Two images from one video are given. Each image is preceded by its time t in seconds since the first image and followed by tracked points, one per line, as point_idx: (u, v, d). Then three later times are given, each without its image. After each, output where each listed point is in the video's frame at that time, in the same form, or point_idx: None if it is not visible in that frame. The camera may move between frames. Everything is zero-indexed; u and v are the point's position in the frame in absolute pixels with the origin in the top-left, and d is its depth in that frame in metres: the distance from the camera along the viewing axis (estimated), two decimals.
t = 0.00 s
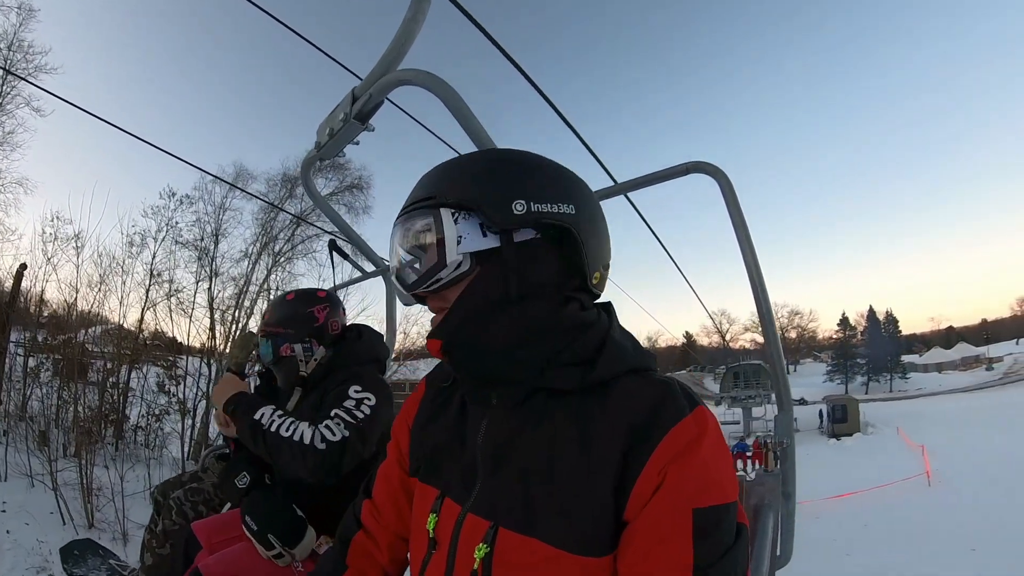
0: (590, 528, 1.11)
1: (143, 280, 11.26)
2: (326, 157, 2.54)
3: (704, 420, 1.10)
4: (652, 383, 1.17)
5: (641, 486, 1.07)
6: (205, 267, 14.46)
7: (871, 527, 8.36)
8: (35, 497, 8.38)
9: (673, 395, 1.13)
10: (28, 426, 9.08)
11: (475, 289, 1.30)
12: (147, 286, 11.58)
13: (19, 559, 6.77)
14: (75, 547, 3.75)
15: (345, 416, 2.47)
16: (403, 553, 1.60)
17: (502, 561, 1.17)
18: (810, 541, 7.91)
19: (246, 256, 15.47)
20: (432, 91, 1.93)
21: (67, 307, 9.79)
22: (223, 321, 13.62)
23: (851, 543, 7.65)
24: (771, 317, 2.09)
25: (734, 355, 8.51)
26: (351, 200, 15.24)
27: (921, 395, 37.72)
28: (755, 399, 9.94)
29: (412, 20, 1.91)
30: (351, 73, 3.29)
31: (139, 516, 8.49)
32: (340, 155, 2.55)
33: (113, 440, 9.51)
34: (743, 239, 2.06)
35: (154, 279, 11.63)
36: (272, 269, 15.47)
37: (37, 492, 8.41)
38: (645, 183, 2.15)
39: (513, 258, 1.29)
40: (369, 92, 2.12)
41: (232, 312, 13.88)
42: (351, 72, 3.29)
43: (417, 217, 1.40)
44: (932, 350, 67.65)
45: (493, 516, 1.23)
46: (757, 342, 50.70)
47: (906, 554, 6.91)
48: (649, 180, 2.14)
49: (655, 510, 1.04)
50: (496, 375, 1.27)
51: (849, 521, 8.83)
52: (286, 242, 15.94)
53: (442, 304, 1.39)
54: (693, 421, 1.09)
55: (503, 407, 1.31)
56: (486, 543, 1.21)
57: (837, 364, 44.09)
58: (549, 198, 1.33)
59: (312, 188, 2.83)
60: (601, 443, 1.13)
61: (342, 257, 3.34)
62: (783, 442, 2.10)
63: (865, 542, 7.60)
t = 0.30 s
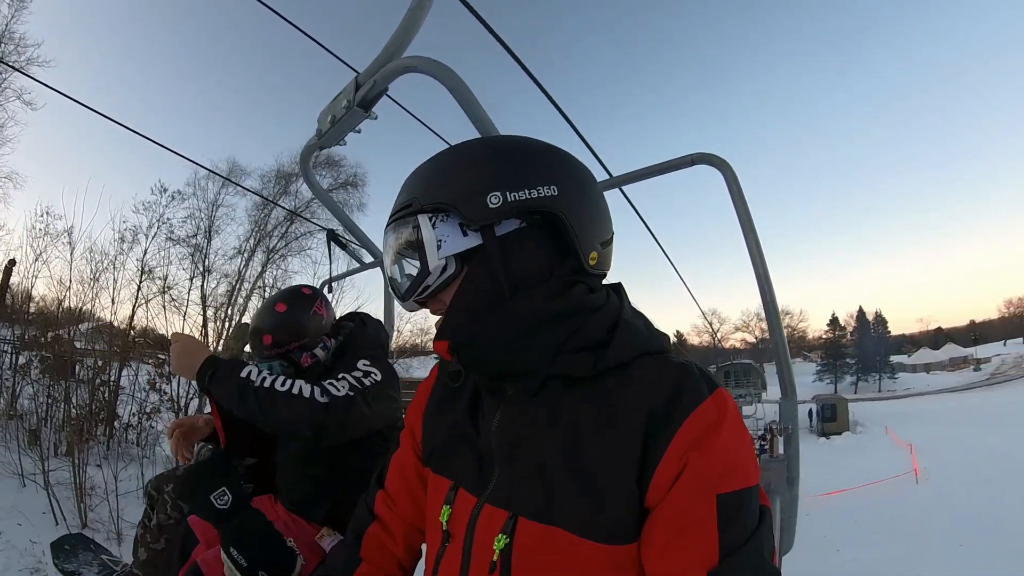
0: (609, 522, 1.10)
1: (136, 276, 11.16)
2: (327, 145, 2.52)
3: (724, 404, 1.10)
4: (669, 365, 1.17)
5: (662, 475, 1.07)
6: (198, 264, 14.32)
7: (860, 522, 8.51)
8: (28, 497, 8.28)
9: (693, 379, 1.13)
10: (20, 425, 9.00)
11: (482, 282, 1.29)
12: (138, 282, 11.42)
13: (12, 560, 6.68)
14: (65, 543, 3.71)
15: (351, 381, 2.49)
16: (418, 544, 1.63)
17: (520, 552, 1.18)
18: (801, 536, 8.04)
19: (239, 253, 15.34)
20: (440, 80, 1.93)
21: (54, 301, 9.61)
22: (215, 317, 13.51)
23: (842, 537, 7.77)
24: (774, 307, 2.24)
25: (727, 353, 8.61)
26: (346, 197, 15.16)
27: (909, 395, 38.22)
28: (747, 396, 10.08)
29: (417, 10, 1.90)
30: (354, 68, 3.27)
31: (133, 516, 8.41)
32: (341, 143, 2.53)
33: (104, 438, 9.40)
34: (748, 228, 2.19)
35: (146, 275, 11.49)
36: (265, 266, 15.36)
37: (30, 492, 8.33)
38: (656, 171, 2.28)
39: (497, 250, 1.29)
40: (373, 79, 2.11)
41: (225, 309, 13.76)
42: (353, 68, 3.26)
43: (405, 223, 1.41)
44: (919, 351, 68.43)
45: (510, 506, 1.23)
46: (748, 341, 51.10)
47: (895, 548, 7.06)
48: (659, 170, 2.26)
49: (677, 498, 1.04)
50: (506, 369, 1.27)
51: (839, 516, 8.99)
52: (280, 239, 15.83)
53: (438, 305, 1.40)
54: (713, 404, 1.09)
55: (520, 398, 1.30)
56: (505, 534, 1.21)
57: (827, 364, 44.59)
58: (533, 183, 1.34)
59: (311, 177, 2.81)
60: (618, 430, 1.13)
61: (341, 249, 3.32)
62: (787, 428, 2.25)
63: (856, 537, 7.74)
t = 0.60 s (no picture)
0: (626, 498, 1.11)
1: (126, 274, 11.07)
2: (332, 131, 2.50)
3: (734, 371, 1.10)
4: (677, 335, 1.17)
5: (675, 447, 1.07)
6: (189, 261, 14.16)
7: (851, 518, 8.65)
8: (19, 497, 8.24)
9: (701, 350, 1.13)
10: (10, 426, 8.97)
11: (490, 264, 1.29)
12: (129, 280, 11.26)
13: (5, 563, 6.58)
14: (56, 534, 3.67)
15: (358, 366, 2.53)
16: (429, 523, 1.64)
17: (533, 528, 1.20)
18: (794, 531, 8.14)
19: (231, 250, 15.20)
20: (453, 67, 1.99)
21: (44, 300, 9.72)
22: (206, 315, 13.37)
23: (835, 533, 7.89)
24: (779, 293, 2.40)
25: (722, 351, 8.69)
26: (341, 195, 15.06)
27: (897, 395, 38.68)
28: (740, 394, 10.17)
29: None
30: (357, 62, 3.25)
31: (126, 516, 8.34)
32: (348, 130, 2.52)
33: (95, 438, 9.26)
34: (753, 219, 2.35)
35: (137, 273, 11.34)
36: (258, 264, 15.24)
37: (21, 492, 8.30)
38: (665, 160, 2.42)
39: (504, 233, 1.29)
40: (384, 65, 2.11)
41: (218, 308, 13.64)
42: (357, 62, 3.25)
43: (405, 208, 1.41)
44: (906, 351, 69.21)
45: (520, 484, 1.24)
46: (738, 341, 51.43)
47: (886, 544, 7.18)
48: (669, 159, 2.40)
49: (693, 470, 1.04)
50: (514, 347, 1.27)
51: (831, 512, 9.12)
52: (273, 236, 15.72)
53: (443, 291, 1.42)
54: (722, 373, 1.09)
55: (528, 375, 1.30)
56: (516, 512, 1.23)
57: (817, 364, 45.02)
58: (535, 160, 1.34)
59: (314, 163, 2.78)
60: (630, 402, 1.14)
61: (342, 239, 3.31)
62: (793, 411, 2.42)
63: (848, 532, 7.87)
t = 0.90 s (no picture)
0: (607, 493, 1.11)
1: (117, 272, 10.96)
2: (327, 126, 2.48)
3: (715, 366, 1.11)
4: (654, 330, 1.18)
5: (655, 441, 1.08)
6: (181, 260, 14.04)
7: (840, 517, 8.77)
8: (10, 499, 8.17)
9: (682, 346, 1.14)
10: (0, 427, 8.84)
11: (467, 256, 1.29)
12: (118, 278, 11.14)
13: None
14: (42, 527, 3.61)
15: (347, 375, 2.48)
16: (413, 518, 1.62)
17: (514, 523, 1.20)
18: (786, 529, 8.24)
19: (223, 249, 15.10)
20: (450, 64, 1.98)
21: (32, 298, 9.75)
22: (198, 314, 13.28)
23: (825, 531, 7.99)
24: (769, 292, 2.42)
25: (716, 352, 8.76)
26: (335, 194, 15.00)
27: (885, 396, 39.17)
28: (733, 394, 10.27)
29: None
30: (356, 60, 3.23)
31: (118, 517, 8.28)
32: (342, 125, 2.51)
33: (86, 439, 9.16)
34: (744, 219, 2.37)
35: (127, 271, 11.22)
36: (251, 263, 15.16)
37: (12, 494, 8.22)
38: (657, 160, 2.43)
39: (480, 224, 1.29)
40: (381, 61, 2.10)
41: (210, 307, 13.53)
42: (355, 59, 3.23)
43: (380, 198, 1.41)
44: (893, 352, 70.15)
45: (500, 479, 1.24)
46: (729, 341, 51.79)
47: (876, 542, 7.29)
48: (660, 159, 2.41)
49: (675, 466, 1.04)
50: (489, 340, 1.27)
51: (821, 511, 9.24)
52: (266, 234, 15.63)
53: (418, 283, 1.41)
54: (703, 368, 1.10)
55: (507, 369, 1.31)
56: (496, 507, 1.23)
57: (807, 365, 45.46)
58: (513, 150, 1.34)
59: (309, 159, 2.76)
60: (608, 396, 1.15)
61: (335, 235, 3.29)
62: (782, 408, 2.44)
63: (838, 531, 7.98)
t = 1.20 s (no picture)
0: (586, 503, 1.12)
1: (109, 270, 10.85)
2: (316, 125, 2.47)
3: (696, 378, 1.14)
4: (640, 343, 1.22)
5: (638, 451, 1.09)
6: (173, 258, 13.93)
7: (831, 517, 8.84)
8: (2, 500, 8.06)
9: (665, 359, 1.16)
10: None
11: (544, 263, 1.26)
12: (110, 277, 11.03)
13: None
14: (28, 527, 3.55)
15: (338, 394, 2.40)
16: (394, 529, 1.62)
17: (493, 534, 1.20)
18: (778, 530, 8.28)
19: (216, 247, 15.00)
20: (437, 63, 1.98)
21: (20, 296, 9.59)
22: (191, 313, 13.18)
23: (817, 531, 8.05)
24: (757, 297, 2.43)
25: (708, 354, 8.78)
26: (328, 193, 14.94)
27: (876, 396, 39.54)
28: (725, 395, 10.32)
29: None
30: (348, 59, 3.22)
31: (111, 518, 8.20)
32: (331, 124, 2.49)
33: (79, 440, 9.07)
34: (733, 223, 2.38)
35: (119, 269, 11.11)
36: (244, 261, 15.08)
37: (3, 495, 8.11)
38: (648, 163, 2.43)
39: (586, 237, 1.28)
40: (369, 59, 2.09)
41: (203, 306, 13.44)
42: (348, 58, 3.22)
43: (415, 173, 1.29)
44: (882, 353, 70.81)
45: (479, 491, 1.24)
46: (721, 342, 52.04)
47: (867, 542, 7.36)
48: (651, 162, 2.41)
49: (657, 476, 1.05)
50: (495, 356, 1.26)
51: (812, 511, 9.30)
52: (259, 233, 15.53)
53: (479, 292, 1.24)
54: (684, 380, 1.12)
55: (495, 382, 1.31)
56: (474, 519, 1.23)
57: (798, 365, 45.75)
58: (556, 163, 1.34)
59: (299, 159, 2.75)
60: (594, 409, 1.16)
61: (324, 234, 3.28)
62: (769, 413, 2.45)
63: (829, 531, 8.04)
